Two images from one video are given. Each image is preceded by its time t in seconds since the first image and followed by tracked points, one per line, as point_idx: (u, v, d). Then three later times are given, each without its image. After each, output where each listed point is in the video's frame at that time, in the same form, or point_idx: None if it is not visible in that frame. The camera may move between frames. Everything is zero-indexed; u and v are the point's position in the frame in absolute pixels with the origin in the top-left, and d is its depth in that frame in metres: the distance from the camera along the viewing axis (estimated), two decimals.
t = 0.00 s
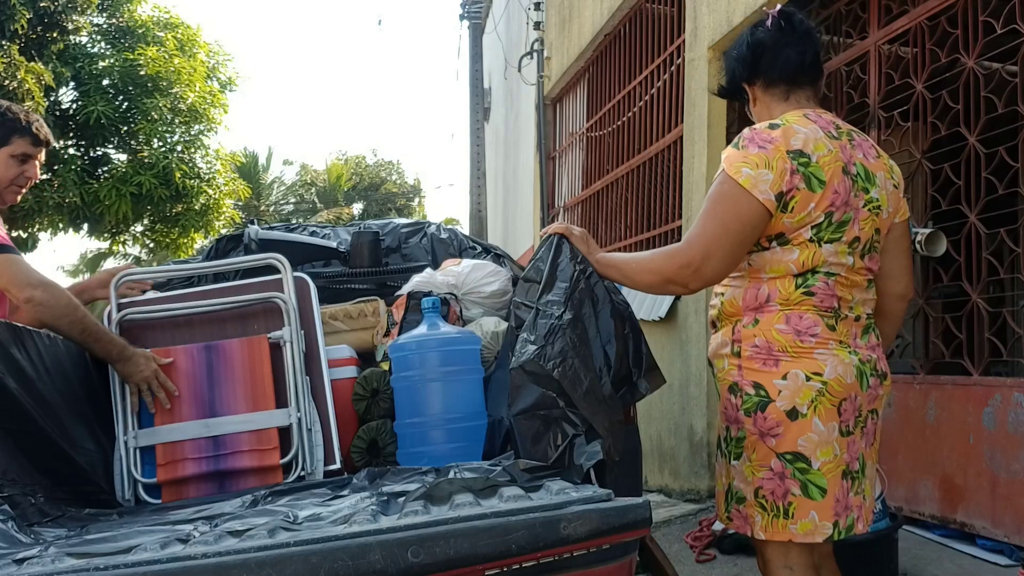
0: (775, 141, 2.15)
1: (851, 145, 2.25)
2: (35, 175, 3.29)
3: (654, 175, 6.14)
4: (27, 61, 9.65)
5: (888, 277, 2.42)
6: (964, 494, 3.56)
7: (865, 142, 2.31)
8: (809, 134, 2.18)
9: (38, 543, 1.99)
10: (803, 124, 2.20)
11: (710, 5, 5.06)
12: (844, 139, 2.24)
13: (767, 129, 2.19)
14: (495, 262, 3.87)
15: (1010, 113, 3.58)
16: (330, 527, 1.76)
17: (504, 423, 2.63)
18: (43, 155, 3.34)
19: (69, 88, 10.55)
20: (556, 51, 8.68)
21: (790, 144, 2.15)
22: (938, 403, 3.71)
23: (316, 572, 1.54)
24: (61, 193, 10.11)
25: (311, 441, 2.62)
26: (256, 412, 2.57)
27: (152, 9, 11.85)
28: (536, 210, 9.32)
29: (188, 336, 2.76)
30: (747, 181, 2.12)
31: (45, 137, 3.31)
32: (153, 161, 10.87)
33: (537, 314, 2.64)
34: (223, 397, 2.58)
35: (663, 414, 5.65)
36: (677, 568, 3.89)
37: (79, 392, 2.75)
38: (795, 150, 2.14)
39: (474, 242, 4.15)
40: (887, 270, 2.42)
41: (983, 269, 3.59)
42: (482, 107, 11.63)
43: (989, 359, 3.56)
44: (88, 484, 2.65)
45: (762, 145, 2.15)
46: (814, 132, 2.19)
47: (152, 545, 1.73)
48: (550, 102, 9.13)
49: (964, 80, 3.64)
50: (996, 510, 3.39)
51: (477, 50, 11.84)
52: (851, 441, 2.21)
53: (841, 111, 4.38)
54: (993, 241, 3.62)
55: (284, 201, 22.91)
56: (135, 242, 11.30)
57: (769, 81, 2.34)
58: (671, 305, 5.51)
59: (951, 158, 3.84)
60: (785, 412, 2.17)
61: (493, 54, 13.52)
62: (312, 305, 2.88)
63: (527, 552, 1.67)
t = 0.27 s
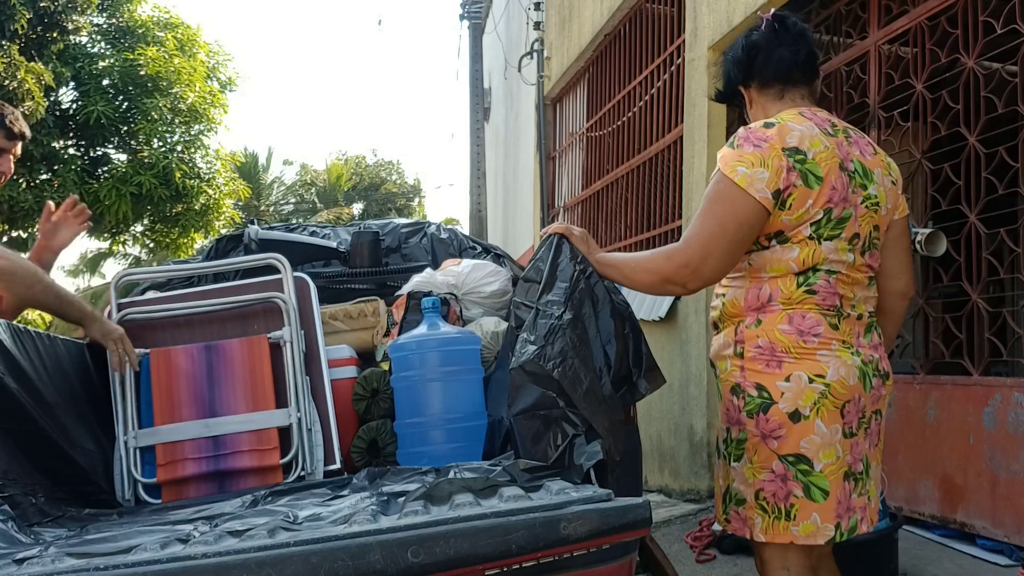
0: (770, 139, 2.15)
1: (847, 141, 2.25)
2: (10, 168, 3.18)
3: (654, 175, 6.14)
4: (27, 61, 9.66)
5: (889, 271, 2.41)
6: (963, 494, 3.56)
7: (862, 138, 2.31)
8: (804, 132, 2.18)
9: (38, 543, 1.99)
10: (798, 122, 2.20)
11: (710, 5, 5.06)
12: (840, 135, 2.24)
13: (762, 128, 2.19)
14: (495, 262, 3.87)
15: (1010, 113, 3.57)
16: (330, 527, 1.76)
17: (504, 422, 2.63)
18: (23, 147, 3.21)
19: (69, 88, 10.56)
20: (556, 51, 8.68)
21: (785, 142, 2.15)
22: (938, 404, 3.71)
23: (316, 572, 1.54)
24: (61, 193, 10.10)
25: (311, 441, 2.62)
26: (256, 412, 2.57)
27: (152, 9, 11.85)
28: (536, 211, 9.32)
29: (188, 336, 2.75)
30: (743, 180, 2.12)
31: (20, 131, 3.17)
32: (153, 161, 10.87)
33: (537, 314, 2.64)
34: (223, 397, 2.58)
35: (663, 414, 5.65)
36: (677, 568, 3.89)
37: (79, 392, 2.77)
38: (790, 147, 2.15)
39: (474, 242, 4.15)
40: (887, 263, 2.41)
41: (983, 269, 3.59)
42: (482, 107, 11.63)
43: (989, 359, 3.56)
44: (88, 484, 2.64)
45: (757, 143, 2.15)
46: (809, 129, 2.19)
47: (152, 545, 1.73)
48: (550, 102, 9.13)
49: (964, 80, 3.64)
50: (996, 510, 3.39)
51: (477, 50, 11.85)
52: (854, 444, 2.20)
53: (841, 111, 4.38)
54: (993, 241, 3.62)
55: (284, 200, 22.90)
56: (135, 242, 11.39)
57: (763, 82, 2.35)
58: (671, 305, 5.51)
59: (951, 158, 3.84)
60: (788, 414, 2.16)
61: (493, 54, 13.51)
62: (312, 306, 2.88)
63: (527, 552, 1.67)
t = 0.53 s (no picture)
0: (748, 138, 2.18)
1: (832, 134, 2.25)
2: None
3: (654, 175, 6.14)
4: (27, 60, 9.66)
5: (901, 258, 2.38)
6: (963, 494, 3.56)
7: (848, 130, 2.32)
8: (784, 128, 2.19)
9: (38, 543, 1.99)
10: (777, 120, 2.22)
11: (710, 5, 5.06)
12: (823, 128, 2.25)
13: (742, 131, 2.22)
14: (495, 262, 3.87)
15: (1010, 113, 3.57)
16: (330, 527, 1.76)
17: (504, 422, 2.63)
18: None
19: (69, 88, 10.56)
20: (556, 51, 8.68)
21: (765, 140, 2.17)
22: (938, 404, 3.72)
23: (316, 572, 1.54)
24: (61, 193, 10.10)
25: (311, 441, 2.62)
26: (256, 412, 2.57)
27: (152, 9, 11.85)
28: (536, 211, 9.32)
29: (187, 337, 2.75)
30: (727, 178, 2.14)
31: None
32: (153, 161, 10.87)
33: (538, 314, 2.64)
34: (223, 397, 2.57)
35: (663, 414, 5.65)
36: (677, 568, 3.89)
37: (78, 391, 2.76)
38: (770, 144, 2.16)
39: (473, 242, 4.15)
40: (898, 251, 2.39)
41: (983, 269, 3.59)
42: (482, 107, 11.63)
43: (989, 359, 3.56)
44: (88, 484, 2.64)
45: (737, 144, 2.18)
46: (790, 126, 2.21)
47: (152, 545, 1.73)
48: (550, 102, 9.13)
49: (964, 80, 3.64)
50: (996, 509, 3.39)
51: (477, 50, 11.85)
52: (879, 441, 2.16)
53: (841, 112, 4.38)
54: (993, 241, 3.62)
55: (284, 200, 22.89)
56: (135, 242, 11.29)
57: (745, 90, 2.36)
58: (671, 305, 5.51)
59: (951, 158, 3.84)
60: (808, 416, 2.11)
61: (493, 54, 13.51)
62: (312, 306, 2.88)
63: (527, 552, 1.67)
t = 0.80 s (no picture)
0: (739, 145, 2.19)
1: (829, 133, 2.25)
2: None
3: (654, 175, 6.14)
4: (27, 60, 9.66)
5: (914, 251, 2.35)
6: (963, 494, 3.56)
7: (845, 128, 2.31)
8: (778, 131, 2.21)
9: (38, 543, 1.99)
10: (770, 125, 2.24)
11: (710, 5, 5.06)
12: (820, 127, 2.25)
13: (736, 137, 2.23)
14: (495, 262, 3.87)
15: (1010, 112, 3.57)
16: (330, 527, 1.76)
17: (504, 422, 2.63)
18: None
19: (69, 88, 10.57)
20: (556, 51, 8.68)
21: (759, 143, 2.18)
22: (938, 404, 3.72)
23: (316, 572, 1.54)
24: (61, 193, 10.10)
25: (311, 441, 2.62)
26: (256, 412, 2.57)
27: (152, 9, 11.85)
28: (536, 210, 9.32)
29: (187, 337, 2.75)
30: (722, 184, 2.15)
31: None
32: (153, 161, 10.87)
33: (539, 315, 2.65)
34: (223, 397, 2.57)
35: (663, 414, 5.64)
36: (677, 567, 3.89)
37: (78, 391, 2.77)
38: (763, 146, 2.17)
39: (473, 242, 4.15)
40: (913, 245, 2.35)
41: (983, 269, 3.59)
42: (482, 107, 11.63)
43: (989, 359, 3.55)
44: (88, 484, 2.64)
45: (731, 152, 2.19)
46: (783, 128, 2.22)
47: (152, 545, 1.73)
48: (550, 102, 9.13)
49: (964, 80, 3.64)
50: (996, 509, 3.39)
51: (477, 50, 11.84)
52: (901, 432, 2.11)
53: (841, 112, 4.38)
54: (993, 241, 3.62)
55: (284, 200, 22.88)
56: (135, 242, 11.33)
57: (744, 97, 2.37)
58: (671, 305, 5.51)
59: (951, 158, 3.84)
60: (824, 413, 2.07)
61: (493, 54, 13.51)
62: (312, 306, 2.88)
63: (527, 552, 1.67)
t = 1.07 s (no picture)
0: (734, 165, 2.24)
1: (837, 141, 2.21)
2: None
3: (654, 175, 6.13)
4: (27, 61, 9.65)
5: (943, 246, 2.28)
6: (964, 494, 3.56)
7: (861, 134, 2.25)
8: (776, 148, 2.22)
9: (38, 543, 1.99)
10: (773, 142, 2.25)
11: (710, 5, 5.06)
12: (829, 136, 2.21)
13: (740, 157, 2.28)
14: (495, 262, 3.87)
15: (1010, 112, 3.57)
16: (330, 527, 1.76)
17: (505, 422, 2.64)
18: None
19: (69, 88, 10.57)
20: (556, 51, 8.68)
21: (755, 161, 2.21)
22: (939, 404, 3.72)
23: (316, 572, 1.54)
24: (61, 193, 10.09)
25: (311, 441, 2.62)
26: (256, 412, 2.57)
27: (152, 9, 11.84)
28: (536, 211, 9.32)
29: (187, 337, 2.75)
30: (718, 203, 2.21)
31: None
32: (153, 161, 10.87)
33: (539, 314, 2.64)
34: (224, 397, 2.57)
35: (663, 414, 5.65)
36: (677, 568, 3.88)
37: (79, 391, 2.77)
38: (759, 164, 2.20)
39: (473, 242, 4.15)
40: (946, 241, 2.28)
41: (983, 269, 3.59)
42: (482, 107, 11.63)
43: (989, 359, 3.55)
44: (88, 484, 2.64)
45: (729, 175, 2.25)
46: (783, 144, 2.22)
47: (152, 545, 1.73)
48: (550, 102, 9.13)
49: (964, 79, 3.64)
50: (996, 509, 3.39)
51: (477, 50, 11.84)
52: (898, 429, 2.05)
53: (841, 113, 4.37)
54: (993, 241, 3.62)
55: (284, 200, 22.87)
56: (135, 242, 11.28)
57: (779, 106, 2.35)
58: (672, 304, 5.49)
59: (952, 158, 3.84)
60: (818, 410, 2.07)
61: (493, 54, 13.51)
62: (312, 306, 2.88)
63: (527, 552, 1.67)
